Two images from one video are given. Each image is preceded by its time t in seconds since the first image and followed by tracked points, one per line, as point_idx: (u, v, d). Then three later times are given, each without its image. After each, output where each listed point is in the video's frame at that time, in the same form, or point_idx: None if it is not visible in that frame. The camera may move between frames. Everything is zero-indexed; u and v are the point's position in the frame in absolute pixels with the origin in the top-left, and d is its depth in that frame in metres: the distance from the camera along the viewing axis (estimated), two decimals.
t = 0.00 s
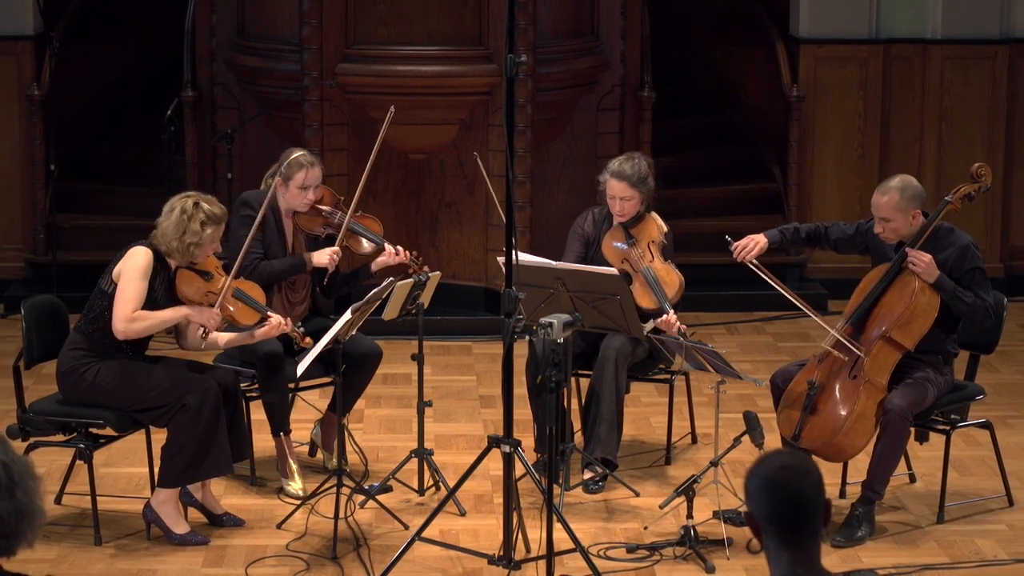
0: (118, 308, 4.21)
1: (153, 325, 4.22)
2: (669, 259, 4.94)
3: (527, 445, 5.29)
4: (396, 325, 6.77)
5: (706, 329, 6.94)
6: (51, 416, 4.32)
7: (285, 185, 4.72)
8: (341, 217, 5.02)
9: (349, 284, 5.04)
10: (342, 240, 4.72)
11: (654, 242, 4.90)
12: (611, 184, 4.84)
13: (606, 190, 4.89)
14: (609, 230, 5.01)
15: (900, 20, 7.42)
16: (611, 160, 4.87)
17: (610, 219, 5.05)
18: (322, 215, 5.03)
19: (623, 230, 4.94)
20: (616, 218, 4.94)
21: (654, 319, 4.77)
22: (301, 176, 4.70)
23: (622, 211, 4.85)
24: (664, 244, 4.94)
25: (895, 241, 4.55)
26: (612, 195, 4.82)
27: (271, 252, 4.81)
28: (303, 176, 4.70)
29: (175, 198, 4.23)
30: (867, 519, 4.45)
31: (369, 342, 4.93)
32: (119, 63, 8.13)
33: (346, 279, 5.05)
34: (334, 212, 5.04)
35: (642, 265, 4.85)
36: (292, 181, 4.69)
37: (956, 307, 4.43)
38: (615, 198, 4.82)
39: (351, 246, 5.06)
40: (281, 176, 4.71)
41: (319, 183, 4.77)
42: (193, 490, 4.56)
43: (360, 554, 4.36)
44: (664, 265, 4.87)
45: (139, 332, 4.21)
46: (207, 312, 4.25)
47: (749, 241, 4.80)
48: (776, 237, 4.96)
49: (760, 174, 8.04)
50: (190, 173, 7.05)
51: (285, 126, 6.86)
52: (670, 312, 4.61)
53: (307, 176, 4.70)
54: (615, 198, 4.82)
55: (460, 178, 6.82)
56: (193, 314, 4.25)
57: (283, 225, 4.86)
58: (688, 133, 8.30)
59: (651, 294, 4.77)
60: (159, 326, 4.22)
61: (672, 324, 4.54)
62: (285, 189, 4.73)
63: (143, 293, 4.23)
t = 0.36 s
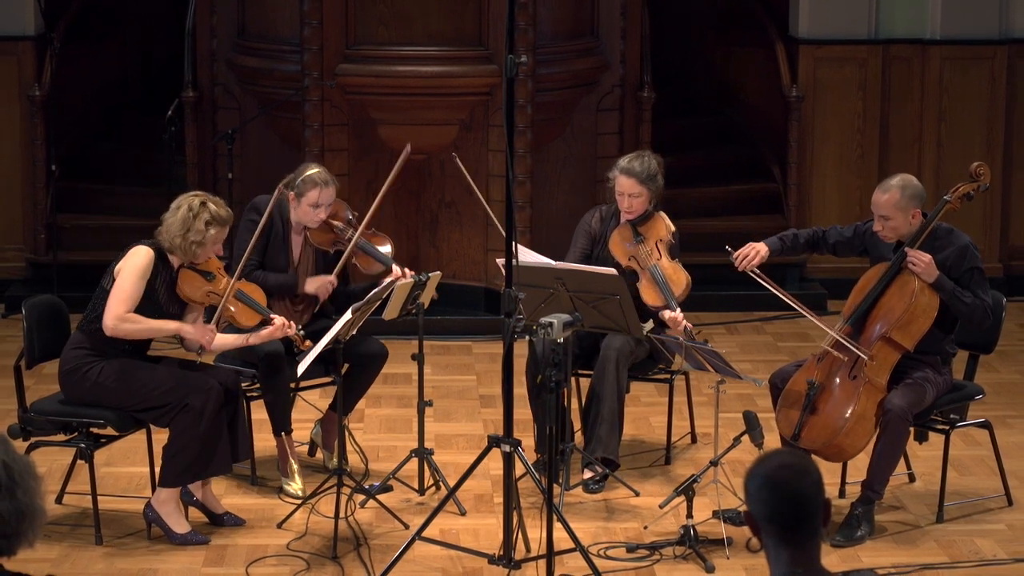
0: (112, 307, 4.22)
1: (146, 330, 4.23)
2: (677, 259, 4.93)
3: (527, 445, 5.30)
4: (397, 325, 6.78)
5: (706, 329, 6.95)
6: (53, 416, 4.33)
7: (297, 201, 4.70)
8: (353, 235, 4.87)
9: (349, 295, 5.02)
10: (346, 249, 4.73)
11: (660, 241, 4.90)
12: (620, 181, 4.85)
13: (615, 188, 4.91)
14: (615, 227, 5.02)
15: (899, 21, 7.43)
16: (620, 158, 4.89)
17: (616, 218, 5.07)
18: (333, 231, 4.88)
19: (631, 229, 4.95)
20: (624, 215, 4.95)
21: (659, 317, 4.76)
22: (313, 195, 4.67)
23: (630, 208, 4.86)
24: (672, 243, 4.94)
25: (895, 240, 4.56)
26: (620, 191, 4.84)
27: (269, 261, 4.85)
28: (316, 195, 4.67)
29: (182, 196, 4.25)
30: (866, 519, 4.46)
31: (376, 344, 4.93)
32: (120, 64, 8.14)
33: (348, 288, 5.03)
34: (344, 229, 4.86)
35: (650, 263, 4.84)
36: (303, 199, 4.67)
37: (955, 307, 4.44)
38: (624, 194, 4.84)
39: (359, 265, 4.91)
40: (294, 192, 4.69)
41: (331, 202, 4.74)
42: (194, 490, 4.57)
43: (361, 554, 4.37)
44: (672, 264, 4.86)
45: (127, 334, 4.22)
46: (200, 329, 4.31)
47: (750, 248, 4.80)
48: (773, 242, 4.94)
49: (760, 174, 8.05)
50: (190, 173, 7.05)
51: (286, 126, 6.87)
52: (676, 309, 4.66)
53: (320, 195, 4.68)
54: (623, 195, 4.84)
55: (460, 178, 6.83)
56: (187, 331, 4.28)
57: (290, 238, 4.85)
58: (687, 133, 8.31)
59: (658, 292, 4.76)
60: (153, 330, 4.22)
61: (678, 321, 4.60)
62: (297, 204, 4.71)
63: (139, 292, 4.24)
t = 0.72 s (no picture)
0: (97, 294, 4.24)
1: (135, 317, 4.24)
2: (682, 258, 4.95)
3: (527, 445, 5.31)
4: (397, 326, 6.79)
5: (705, 329, 6.96)
6: (53, 416, 4.34)
7: (313, 215, 4.66)
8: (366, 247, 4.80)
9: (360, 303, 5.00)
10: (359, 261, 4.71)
11: (666, 241, 4.90)
12: (628, 178, 4.86)
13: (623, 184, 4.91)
14: (621, 226, 5.02)
15: (898, 21, 7.45)
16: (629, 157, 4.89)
17: (621, 216, 5.07)
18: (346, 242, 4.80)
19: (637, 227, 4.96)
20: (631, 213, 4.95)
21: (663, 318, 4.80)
22: (330, 211, 4.63)
23: (637, 206, 4.87)
24: (677, 244, 4.95)
25: (895, 237, 4.57)
26: (628, 188, 4.84)
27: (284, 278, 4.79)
28: (333, 211, 4.62)
29: (140, 171, 4.31)
30: (865, 519, 4.47)
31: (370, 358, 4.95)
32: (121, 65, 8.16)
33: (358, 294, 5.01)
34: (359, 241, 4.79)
35: (655, 263, 4.86)
36: (320, 214, 4.62)
37: (954, 307, 4.46)
38: (631, 192, 4.85)
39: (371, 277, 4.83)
40: (312, 206, 4.64)
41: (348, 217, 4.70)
42: (194, 490, 4.58)
43: (361, 554, 4.38)
44: (677, 264, 4.88)
45: (116, 319, 4.23)
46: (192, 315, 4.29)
47: (753, 256, 4.82)
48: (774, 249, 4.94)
49: (760, 175, 8.06)
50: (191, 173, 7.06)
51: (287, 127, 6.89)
52: (679, 308, 4.71)
53: (337, 211, 4.63)
54: (631, 193, 4.84)
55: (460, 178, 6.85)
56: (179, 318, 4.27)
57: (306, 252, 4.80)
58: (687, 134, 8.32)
59: (663, 293, 4.79)
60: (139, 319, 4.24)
61: (682, 321, 4.63)
62: (313, 218, 4.67)
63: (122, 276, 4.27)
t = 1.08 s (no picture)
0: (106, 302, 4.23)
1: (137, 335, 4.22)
2: (686, 259, 4.95)
3: (527, 445, 5.32)
4: (397, 326, 6.80)
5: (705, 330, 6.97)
6: (53, 416, 4.35)
7: (304, 181, 4.76)
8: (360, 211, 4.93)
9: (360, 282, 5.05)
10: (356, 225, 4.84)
11: (671, 241, 4.92)
12: (636, 175, 4.89)
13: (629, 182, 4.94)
14: (624, 225, 5.03)
15: (897, 22, 7.46)
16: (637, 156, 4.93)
17: (625, 216, 5.08)
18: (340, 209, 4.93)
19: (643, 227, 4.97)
20: (635, 213, 4.97)
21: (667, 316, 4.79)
22: (320, 175, 4.72)
23: (644, 204, 4.89)
24: (682, 244, 4.96)
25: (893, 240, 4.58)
26: (635, 184, 4.87)
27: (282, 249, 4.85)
28: (322, 174, 4.72)
29: (183, 195, 4.25)
30: (864, 518, 4.48)
31: (375, 350, 4.96)
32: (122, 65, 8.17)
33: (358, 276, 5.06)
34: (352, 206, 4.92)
35: (661, 262, 4.86)
36: (310, 178, 4.72)
37: (953, 306, 4.46)
38: (638, 188, 4.87)
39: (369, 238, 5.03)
40: (301, 172, 4.75)
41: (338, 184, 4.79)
42: (195, 490, 4.59)
43: (362, 553, 4.39)
44: (683, 265, 4.88)
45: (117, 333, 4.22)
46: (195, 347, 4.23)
47: (761, 264, 4.81)
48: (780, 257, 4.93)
49: (759, 175, 8.07)
50: (192, 173, 7.07)
51: (287, 127, 6.90)
52: (685, 307, 4.70)
53: (326, 174, 4.72)
54: (639, 189, 4.86)
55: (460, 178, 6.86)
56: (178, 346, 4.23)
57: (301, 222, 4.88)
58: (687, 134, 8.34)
59: (668, 291, 4.78)
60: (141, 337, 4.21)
61: (687, 320, 4.61)
62: (303, 186, 4.77)
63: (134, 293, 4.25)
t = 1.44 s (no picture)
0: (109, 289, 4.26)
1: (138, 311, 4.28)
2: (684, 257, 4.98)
3: (527, 445, 5.33)
4: (397, 326, 6.81)
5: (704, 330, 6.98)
6: (54, 416, 4.36)
7: (275, 172, 4.81)
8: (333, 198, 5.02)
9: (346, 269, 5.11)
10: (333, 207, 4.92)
11: (666, 238, 4.95)
12: (624, 174, 4.95)
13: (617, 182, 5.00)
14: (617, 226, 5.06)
15: (897, 25, 7.50)
16: (622, 157, 4.99)
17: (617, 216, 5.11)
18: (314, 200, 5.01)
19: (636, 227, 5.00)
20: (627, 212, 5.01)
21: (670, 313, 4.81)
22: (291, 163, 4.79)
23: (635, 201, 4.93)
24: (676, 241, 4.99)
25: (885, 243, 4.59)
26: (624, 182, 4.92)
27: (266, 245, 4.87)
28: (292, 161, 4.78)
29: (170, 182, 4.29)
30: (864, 518, 4.50)
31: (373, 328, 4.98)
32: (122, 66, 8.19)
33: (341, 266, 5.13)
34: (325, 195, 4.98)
35: (659, 261, 4.88)
36: (281, 168, 4.78)
37: (948, 304, 4.46)
38: (628, 186, 4.93)
39: (347, 226, 5.12)
40: (270, 164, 4.80)
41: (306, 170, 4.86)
42: (197, 490, 4.60)
43: (362, 553, 4.40)
44: (681, 261, 4.91)
45: (129, 313, 4.26)
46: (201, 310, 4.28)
47: (765, 282, 4.81)
48: (785, 273, 4.91)
49: (759, 175, 8.08)
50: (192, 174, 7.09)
51: (287, 128, 6.91)
52: (689, 304, 4.70)
53: (295, 160, 4.79)
54: (629, 186, 4.92)
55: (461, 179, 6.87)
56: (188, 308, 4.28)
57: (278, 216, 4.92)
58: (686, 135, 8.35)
59: (668, 288, 4.80)
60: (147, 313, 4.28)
61: (694, 318, 4.62)
62: (274, 178, 4.82)
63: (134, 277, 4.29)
